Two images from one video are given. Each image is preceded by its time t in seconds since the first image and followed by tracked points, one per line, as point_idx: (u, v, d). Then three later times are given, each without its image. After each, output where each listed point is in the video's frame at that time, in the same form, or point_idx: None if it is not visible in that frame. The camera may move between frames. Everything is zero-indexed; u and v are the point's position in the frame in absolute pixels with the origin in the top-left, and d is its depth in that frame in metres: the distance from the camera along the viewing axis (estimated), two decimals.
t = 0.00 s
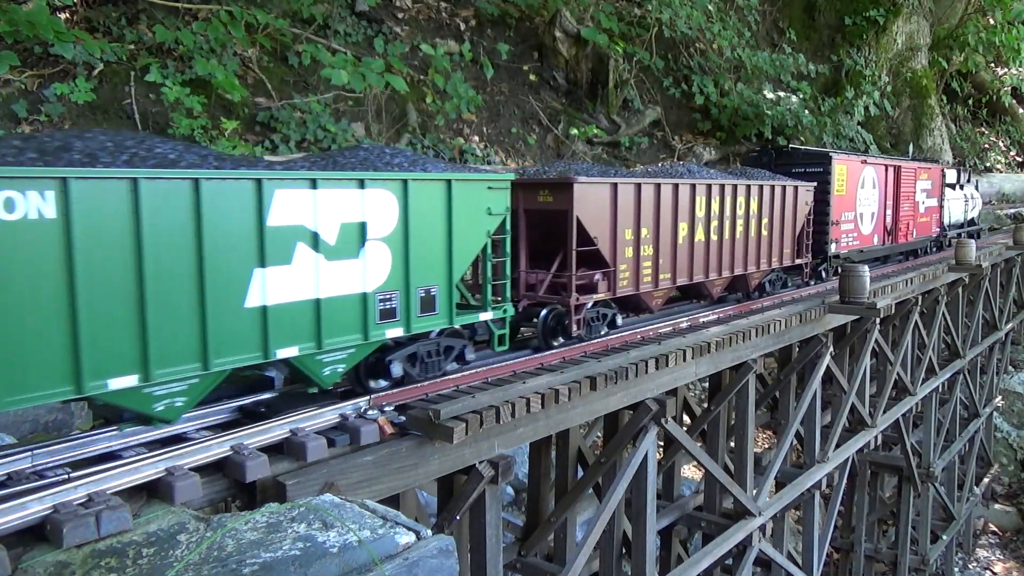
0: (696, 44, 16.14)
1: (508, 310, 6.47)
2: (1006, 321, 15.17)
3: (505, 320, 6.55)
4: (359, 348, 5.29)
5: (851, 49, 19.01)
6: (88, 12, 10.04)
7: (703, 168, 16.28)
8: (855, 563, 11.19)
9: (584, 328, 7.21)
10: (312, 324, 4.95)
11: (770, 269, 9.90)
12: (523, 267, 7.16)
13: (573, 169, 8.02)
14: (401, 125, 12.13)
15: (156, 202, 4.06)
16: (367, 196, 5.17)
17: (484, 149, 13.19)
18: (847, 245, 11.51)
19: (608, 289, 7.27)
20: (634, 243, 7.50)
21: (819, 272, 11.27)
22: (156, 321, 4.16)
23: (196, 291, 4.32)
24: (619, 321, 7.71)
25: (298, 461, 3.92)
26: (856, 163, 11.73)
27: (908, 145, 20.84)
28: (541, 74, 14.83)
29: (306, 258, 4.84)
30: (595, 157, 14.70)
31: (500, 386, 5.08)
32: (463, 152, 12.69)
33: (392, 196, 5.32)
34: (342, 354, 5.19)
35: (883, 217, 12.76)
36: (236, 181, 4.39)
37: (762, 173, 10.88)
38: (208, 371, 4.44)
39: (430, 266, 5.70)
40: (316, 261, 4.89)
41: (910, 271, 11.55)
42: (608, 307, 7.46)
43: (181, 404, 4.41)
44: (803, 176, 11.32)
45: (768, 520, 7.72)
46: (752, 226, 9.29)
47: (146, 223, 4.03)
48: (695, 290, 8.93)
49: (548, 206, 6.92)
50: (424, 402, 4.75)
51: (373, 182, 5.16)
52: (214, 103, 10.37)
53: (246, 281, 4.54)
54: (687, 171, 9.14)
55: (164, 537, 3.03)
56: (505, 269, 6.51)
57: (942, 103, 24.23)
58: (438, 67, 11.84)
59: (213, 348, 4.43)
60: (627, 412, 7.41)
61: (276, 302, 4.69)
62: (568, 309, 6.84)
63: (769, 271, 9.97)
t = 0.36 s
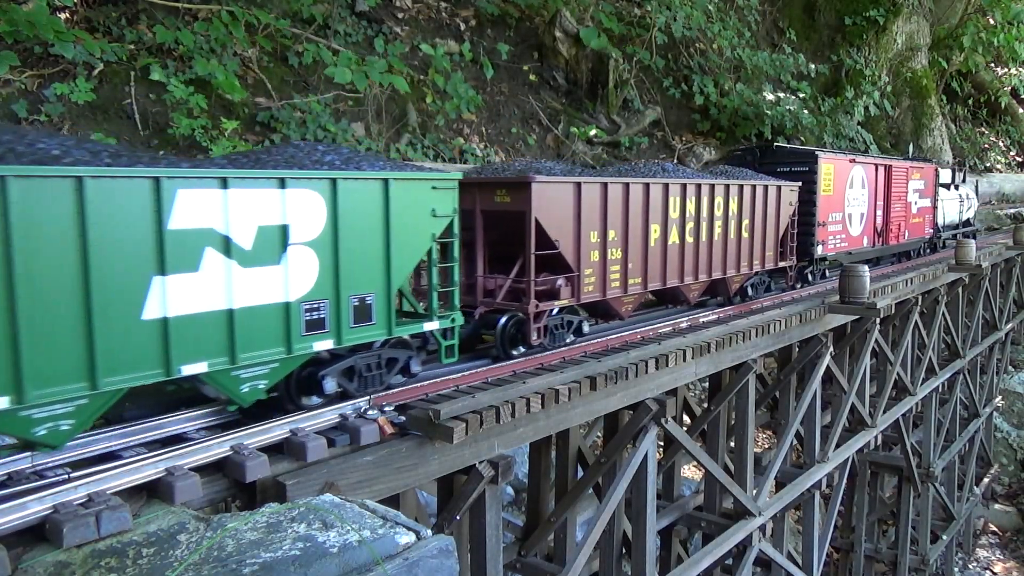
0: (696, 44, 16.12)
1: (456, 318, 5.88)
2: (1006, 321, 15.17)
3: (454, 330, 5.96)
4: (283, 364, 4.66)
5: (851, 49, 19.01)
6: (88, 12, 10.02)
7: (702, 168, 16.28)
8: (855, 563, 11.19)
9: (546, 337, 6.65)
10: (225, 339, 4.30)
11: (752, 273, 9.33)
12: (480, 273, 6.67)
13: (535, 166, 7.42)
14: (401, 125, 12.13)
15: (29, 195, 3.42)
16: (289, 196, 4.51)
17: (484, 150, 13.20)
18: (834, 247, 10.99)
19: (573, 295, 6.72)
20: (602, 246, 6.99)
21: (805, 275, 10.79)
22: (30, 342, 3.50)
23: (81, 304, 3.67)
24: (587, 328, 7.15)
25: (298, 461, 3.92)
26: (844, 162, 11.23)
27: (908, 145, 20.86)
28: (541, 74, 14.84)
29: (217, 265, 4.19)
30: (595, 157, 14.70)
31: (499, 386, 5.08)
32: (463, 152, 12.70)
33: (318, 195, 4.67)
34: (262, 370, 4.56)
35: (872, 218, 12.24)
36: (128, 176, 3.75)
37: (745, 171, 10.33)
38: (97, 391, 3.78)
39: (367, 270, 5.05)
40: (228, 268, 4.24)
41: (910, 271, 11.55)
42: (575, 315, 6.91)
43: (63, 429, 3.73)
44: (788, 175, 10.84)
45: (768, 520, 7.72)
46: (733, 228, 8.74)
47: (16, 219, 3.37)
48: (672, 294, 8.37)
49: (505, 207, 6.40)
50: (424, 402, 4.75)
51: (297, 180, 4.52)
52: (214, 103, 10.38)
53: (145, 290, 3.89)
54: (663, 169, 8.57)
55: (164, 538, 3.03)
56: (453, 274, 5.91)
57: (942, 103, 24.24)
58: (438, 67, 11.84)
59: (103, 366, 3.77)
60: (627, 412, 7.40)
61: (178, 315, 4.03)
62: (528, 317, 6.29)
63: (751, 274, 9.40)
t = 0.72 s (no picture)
0: (696, 44, 16.11)
1: (396, 330, 5.38)
2: (1006, 321, 15.18)
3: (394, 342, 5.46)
4: (190, 384, 4.20)
5: (851, 49, 19.00)
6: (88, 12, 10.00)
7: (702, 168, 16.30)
8: (855, 563, 11.20)
9: (504, 347, 6.14)
10: (117, 358, 3.84)
11: (732, 277, 8.68)
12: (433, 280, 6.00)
13: (491, 161, 6.74)
14: (402, 125, 12.15)
15: None
16: (194, 199, 4.04)
17: (484, 150, 13.21)
18: (821, 250, 10.44)
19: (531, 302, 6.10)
20: (564, 250, 6.34)
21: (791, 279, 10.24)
22: None
23: None
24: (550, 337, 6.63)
25: (298, 461, 3.92)
26: (831, 160, 10.68)
27: (908, 145, 20.88)
28: (541, 74, 14.85)
29: (108, 275, 3.74)
30: (595, 157, 14.70)
31: (499, 386, 5.08)
32: (463, 152, 12.71)
33: (232, 197, 4.20)
34: (167, 389, 4.12)
35: (862, 218, 11.71)
36: None
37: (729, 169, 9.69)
38: None
39: (291, 279, 4.57)
40: (119, 279, 3.78)
41: (910, 271, 11.54)
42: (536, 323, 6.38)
43: None
44: (771, 175, 10.27)
45: (768, 520, 7.72)
46: (713, 230, 8.07)
47: None
48: (646, 300, 7.71)
49: (454, 209, 5.74)
50: (424, 402, 4.75)
51: (204, 181, 4.06)
52: (215, 104, 10.40)
53: (20, 303, 3.45)
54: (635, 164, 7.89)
55: (163, 538, 3.03)
56: (392, 283, 5.31)
57: (942, 103, 24.25)
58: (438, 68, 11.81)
59: None
60: (627, 412, 7.40)
61: (58, 331, 3.58)
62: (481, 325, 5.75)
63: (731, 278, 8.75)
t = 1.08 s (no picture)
0: (696, 44, 16.10)
1: (326, 340, 4.98)
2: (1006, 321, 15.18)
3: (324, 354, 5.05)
4: (79, 403, 3.76)
5: (851, 49, 19.00)
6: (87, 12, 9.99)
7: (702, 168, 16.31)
8: (855, 563, 11.20)
9: (456, 357, 5.79)
10: None
11: (710, 281, 8.43)
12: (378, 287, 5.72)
13: (454, 160, 6.51)
14: (401, 125, 12.17)
15: None
16: (76, 197, 3.60)
17: (484, 150, 13.22)
18: (807, 252, 10.12)
19: (484, 309, 5.84)
20: (522, 253, 6.10)
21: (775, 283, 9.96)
22: None
23: None
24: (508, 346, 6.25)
25: (298, 461, 3.91)
26: (817, 159, 10.36)
27: (908, 145, 20.88)
28: (541, 74, 14.85)
29: None
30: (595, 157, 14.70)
31: (499, 386, 5.07)
32: (463, 152, 12.70)
33: (123, 194, 3.76)
34: (50, 408, 3.66)
35: (851, 219, 11.36)
36: None
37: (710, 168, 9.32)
38: None
39: (197, 285, 4.12)
40: None
41: (910, 271, 11.55)
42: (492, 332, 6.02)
43: None
44: (754, 174, 9.95)
45: (768, 520, 7.72)
46: (686, 232, 7.82)
47: None
48: (616, 305, 7.49)
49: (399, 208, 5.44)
50: (424, 402, 4.74)
51: (89, 176, 3.61)
52: (215, 104, 10.42)
53: None
54: (608, 164, 7.67)
55: (163, 538, 3.03)
56: (322, 288, 4.93)
57: (942, 103, 24.26)
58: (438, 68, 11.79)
59: None
60: (627, 413, 7.40)
61: None
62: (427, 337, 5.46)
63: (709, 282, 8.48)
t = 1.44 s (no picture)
0: (696, 44, 16.10)
1: (243, 351, 4.59)
2: (1006, 321, 15.18)
3: (240, 367, 4.66)
4: None
5: (851, 49, 19.00)
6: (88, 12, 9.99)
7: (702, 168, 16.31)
8: (855, 563, 11.20)
9: (400, 369, 5.42)
10: None
11: (686, 285, 8.12)
12: (315, 294, 5.48)
13: (413, 159, 6.21)
14: (401, 125, 12.17)
15: None
16: None
17: (484, 149, 13.22)
18: (791, 254, 9.83)
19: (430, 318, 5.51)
20: (472, 259, 5.75)
21: (756, 287, 9.71)
22: None
23: None
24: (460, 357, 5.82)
25: (298, 461, 3.91)
26: (803, 157, 10.06)
27: (908, 145, 20.89)
28: (541, 74, 14.85)
29: None
30: (595, 157, 14.68)
31: (499, 386, 5.07)
32: (463, 152, 12.70)
33: None
34: None
35: (838, 220, 11.04)
36: None
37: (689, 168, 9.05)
38: None
39: (82, 293, 3.71)
40: None
41: (910, 271, 11.54)
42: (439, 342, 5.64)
43: None
44: (737, 173, 9.67)
45: (768, 520, 7.72)
46: (657, 235, 7.48)
47: None
48: (583, 312, 7.21)
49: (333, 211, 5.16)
50: (424, 403, 4.74)
51: None
52: (215, 104, 10.43)
53: None
54: (577, 164, 7.38)
55: (163, 538, 3.03)
56: (238, 295, 4.50)
57: (942, 103, 24.26)
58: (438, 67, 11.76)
59: None
60: (627, 412, 7.39)
61: None
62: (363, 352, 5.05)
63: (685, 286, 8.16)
